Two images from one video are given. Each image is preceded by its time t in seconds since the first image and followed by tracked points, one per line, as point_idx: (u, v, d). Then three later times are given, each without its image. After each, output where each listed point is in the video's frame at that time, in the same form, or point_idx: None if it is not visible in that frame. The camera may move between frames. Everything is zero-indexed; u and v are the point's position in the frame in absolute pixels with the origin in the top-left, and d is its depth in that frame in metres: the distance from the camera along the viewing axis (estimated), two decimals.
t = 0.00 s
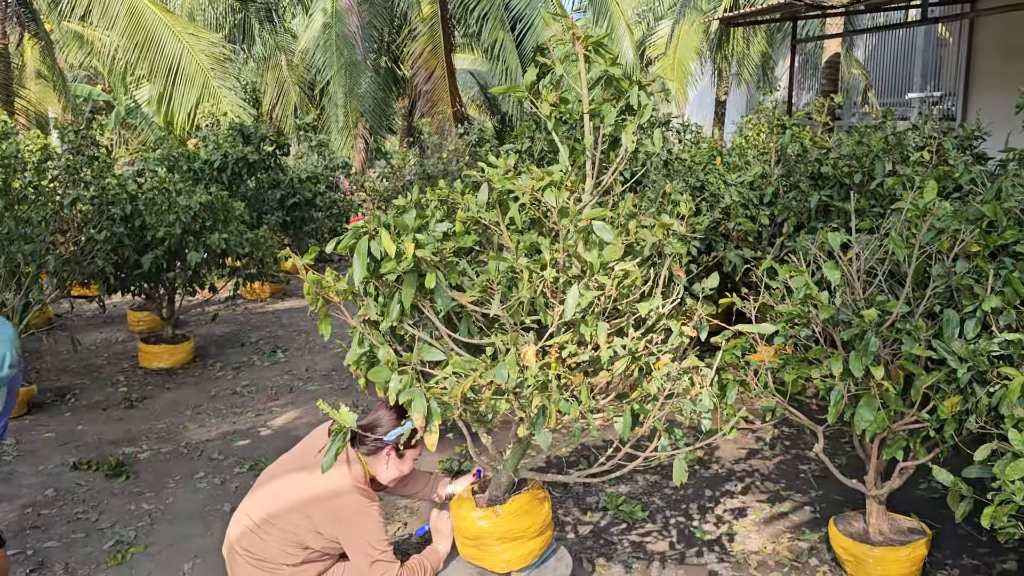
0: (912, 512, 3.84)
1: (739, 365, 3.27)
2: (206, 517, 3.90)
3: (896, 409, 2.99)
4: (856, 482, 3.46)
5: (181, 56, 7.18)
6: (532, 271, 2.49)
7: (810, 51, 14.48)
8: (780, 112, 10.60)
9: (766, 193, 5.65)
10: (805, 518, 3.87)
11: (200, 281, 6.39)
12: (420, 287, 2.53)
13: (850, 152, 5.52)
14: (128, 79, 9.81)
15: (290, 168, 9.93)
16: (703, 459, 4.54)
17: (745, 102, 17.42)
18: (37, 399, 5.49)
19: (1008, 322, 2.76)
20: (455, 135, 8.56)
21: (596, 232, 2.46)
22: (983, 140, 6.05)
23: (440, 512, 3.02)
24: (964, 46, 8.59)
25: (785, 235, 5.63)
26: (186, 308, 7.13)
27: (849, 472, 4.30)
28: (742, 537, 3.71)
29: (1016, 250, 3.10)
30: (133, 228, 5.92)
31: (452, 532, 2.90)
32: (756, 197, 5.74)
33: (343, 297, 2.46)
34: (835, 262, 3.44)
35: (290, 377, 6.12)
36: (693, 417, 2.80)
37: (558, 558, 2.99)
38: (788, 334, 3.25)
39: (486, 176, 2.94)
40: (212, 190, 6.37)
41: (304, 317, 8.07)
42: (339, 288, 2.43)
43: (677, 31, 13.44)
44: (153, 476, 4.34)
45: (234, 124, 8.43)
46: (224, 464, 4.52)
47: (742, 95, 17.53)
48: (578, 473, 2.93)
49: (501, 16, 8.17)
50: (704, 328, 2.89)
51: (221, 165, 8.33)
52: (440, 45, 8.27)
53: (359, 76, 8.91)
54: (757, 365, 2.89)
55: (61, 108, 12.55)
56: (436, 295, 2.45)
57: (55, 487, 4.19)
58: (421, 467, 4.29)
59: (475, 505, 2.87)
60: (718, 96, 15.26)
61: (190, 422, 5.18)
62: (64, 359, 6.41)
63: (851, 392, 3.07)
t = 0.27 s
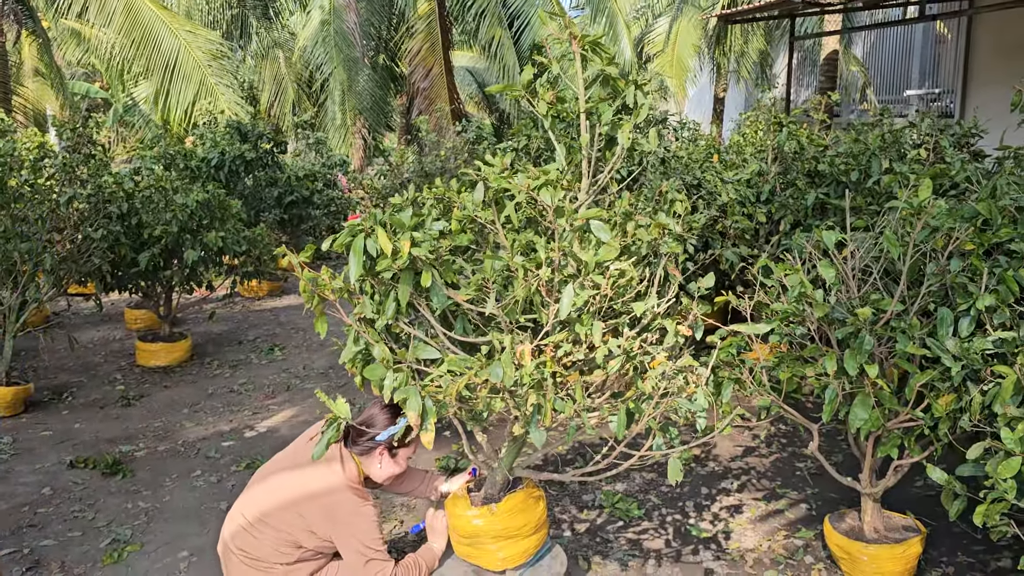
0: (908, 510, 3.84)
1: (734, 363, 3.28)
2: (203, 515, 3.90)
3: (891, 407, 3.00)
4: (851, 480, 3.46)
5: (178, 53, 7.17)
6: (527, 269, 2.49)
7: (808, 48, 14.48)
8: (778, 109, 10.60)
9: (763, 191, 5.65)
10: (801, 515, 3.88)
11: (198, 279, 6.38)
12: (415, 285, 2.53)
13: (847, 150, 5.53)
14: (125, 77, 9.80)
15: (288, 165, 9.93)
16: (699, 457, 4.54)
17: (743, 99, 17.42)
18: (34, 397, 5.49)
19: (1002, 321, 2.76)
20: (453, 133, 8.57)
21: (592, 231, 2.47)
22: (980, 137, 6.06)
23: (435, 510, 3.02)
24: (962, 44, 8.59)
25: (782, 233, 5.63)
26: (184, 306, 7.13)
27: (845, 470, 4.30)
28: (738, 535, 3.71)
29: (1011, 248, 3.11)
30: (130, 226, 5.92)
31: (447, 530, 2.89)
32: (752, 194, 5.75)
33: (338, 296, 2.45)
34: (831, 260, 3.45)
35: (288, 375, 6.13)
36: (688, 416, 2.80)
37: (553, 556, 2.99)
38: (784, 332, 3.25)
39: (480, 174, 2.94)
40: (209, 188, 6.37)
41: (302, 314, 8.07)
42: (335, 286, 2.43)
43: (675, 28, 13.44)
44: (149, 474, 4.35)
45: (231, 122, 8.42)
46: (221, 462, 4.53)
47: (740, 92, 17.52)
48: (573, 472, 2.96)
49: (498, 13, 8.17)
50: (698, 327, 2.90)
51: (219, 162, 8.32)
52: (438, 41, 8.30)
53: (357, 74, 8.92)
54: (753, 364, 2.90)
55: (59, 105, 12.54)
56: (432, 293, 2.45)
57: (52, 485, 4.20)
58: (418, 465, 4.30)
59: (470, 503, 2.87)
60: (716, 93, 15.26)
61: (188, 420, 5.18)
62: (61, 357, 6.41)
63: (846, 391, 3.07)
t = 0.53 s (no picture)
0: (905, 510, 3.85)
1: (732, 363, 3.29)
2: (202, 515, 3.91)
3: (888, 407, 3.00)
4: (847, 480, 3.48)
5: (177, 51, 7.18)
6: (524, 271, 2.49)
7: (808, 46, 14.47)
8: (777, 107, 10.60)
9: (762, 190, 5.66)
10: (798, 515, 3.89)
11: (197, 278, 6.39)
12: (413, 286, 2.54)
13: (846, 149, 5.53)
14: (124, 75, 9.80)
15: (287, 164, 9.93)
16: (697, 456, 4.55)
17: (743, 98, 17.42)
18: (33, 397, 5.50)
19: (998, 321, 2.77)
20: (452, 131, 8.56)
21: (589, 232, 2.47)
22: (979, 136, 6.06)
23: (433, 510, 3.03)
24: (961, 42, 8.59)
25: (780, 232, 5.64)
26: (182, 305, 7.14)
27: (843, 469, 4.32)
28: (736, 534, 3.72)
29: (1007, 249, 3.11)
30: (129, 225, 5.92)
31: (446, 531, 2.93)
32: (751, 193, 5.76)
33: (336, 297, 2.46)
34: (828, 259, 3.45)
35: (287, 374, 6.13)
36: (685, 417, 2.82)
37: (551, 556, 3.00)
38: (781, 332, 3.26)
39: (477, 175, 2.94)
40: (208, 187, 6.37)
41: (301, 313, 8.07)
42: (332, 287, 2.43)
43: (675, 26, 13.43)
44: (148, 474, 4.36)
45: (230, 121, 8.43)
46: (220, 462, 4.54)
47: (739, 90, 17.52)
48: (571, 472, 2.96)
49: (497, 11, 8.16)
50: (695, 328, 2.91)
51: (218, 161, 8.32)
52: (436, 39, 8.25)
53: (356, 73, 8.92)
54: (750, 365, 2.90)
55: (58, 103, 12.54)
56: (429, 295, 2.45)
57: (51, 485, 4.21)
58: (416, 465, 4.30)
59: (468, 504, 2.87)
60: (715, 91, 15.24)
61: (187, 419, 5.19)
62: (61, 356, 6.42)
63: (843, 390, 3.07)
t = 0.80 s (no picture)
0: (904, 510, 3.87)
1: (732, 365, 3.29)
2: (203, 515, 3.92)
3: (887, 409, 3.01)
4: (846, 481, 3.49)
5: (176, 50, 7.18)
6: (525, 276, 2.50)
7: (808, 45, 14.47)
8: (777, 106, 10.59)
9: (761, 190, 5.67)
10: (797, 515, 3.90)
11: (197, 278, 6.40)
12: (414, 291, 2.55)
13: (845, 149, 5.54)
14: (124, 74, 9.80)
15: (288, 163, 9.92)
16: (697, 456, 4.56)
17: (742, 96, 17.42)
18: (34, 397, 5.51)
19: (997, 324, 2.78)
20: (452, 130, 8.56)
21: (589, 237, 2.49)
22: (979, 136, 6.06)
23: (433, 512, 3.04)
24: (961, 41, 8.59)
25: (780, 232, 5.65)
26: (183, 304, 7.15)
27: (842, 470, 4.33)
28: (735, 535, 3.74)
29: (1006, 251, 3.12)
30: (130, 225, 5.93)
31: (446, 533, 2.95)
32: (750, 194, 5.77)
33: (336, 302, 2.47)
34: (828, 261, 3.46)
35: (287, 374, 6.14)
36: (684, 420, 2.83)
37: (551, 557, 3.03)
38: (780, 334, 3.28)
39: (477, 178, 2.95)
40: (208, 187, 6.38)
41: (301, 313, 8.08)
42: (333, 292, 2.45)
43: (674, 25, 13.41)
44: (149, 474, 4.37)
45: (230, 120, 8.43)
46: (221, 462, 4.55)
47: (739, 88, 17.52)
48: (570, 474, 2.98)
49: (498, 10, 8.15)
50: (694, 331, 2.93)
51: (218, 161, 8.32)
52: (436, 38, 8.23)
53: (355, 72, 8.92)
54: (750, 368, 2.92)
55: (57, 102, 12.54)
56: (430, 300, 2.47)
57: (52, 485, 4.22)
58: (417, 465, 4.32)
59: (469, 505, 2.90)
60: (715, 89, 15.23)
61: (188, 419, 5.20)
62: (61, 356, 6.43)
63: (842, 392, 3.08)
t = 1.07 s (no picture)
0: (903, 511, 3.88)
1: (732, 367, 3.30)
2: (204, 516, 3.94)
3: (887, 411, 3.02)
4: (846, 482, 3.50)
5: (177, 50, 7.19)
6: (527, 280, 2.51)
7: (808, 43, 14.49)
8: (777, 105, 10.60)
9: (762, 190, 5.68)
10: (797, 516, 3.91)
11: (199, 278, 6.42)
12: (416, 296, 2.57)
13: (845, 149, 5.55)
14: (125, 73, 9.81)
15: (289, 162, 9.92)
16: (697, 457, 4.58)
17: (743, 95, 17.42)
18: (37, 397, 5.52)
19: (996, 327, 2.79)
20: (453, 130, 8.57)
21: (590, 242, 2.50)
22: (980, 137, 6.06)
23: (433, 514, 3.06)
24: (961, 41, 8.59)
25: (780, 232, 5.66)
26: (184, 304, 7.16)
27: (842, 470, 4.34)
28: (735, 536, 3.75)
29: (1005, 254, 3.13)
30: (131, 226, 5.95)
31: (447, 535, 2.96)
32: (751, 194, 5.78)
33: (339, 306, 2.49)
34: (827, 264, 3.48)
35: (289, 373, 6.16)
36: (684, 423, 2.85)
37: (551, 558, 3.06)
38: (780, 337, 3.29)
39: (478, 181, 2.97)
40: (209, 187, 6.40)
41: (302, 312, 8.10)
42: (335, 297, 2.47)
43: (675, 23, 13.41)
44: (151, 475, 4.38)
45: (231, 120, 8.45)
46: (223, 462, 4.56)
47: (740, 87, 17.52)
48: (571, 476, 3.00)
49: (498, 10, 8.16)
50: (694, 334, 2.96)
51: (219, 161, 8.31)
52: (437, 37, 8.24)
53: (356, 71, 8.93)
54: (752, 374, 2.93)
55: (59, 100, 12.55)
56: (433, 304, 2.49)
57: (55, 486, 4.23)
58: (418, 466, 4.33)
59: (470, 507, 2.92)
60: (716, 88, 15.23)
61: (189, 419, 5.21)
62: (63, 356, 6.44)
63: (841, 395, 3.09)
